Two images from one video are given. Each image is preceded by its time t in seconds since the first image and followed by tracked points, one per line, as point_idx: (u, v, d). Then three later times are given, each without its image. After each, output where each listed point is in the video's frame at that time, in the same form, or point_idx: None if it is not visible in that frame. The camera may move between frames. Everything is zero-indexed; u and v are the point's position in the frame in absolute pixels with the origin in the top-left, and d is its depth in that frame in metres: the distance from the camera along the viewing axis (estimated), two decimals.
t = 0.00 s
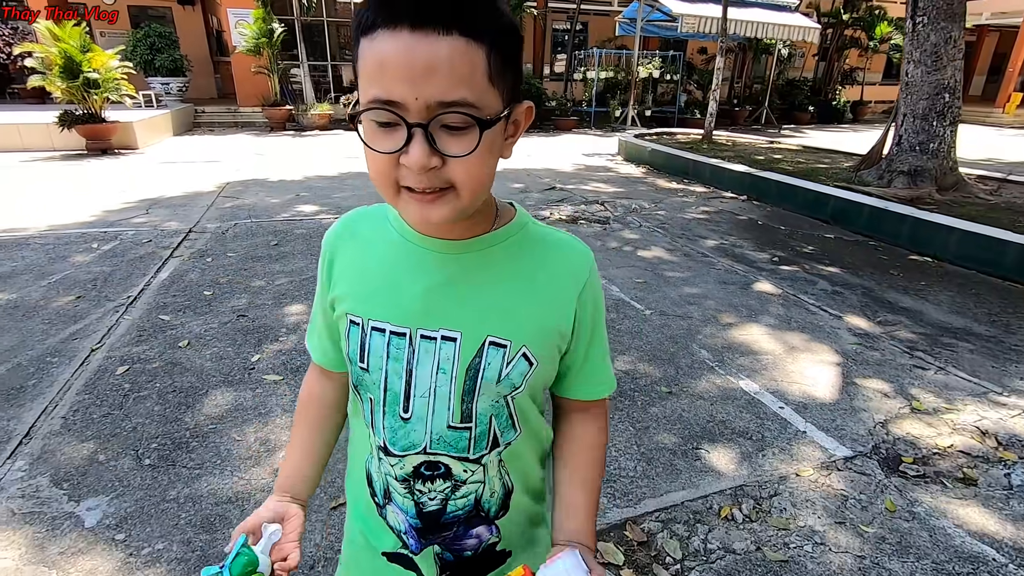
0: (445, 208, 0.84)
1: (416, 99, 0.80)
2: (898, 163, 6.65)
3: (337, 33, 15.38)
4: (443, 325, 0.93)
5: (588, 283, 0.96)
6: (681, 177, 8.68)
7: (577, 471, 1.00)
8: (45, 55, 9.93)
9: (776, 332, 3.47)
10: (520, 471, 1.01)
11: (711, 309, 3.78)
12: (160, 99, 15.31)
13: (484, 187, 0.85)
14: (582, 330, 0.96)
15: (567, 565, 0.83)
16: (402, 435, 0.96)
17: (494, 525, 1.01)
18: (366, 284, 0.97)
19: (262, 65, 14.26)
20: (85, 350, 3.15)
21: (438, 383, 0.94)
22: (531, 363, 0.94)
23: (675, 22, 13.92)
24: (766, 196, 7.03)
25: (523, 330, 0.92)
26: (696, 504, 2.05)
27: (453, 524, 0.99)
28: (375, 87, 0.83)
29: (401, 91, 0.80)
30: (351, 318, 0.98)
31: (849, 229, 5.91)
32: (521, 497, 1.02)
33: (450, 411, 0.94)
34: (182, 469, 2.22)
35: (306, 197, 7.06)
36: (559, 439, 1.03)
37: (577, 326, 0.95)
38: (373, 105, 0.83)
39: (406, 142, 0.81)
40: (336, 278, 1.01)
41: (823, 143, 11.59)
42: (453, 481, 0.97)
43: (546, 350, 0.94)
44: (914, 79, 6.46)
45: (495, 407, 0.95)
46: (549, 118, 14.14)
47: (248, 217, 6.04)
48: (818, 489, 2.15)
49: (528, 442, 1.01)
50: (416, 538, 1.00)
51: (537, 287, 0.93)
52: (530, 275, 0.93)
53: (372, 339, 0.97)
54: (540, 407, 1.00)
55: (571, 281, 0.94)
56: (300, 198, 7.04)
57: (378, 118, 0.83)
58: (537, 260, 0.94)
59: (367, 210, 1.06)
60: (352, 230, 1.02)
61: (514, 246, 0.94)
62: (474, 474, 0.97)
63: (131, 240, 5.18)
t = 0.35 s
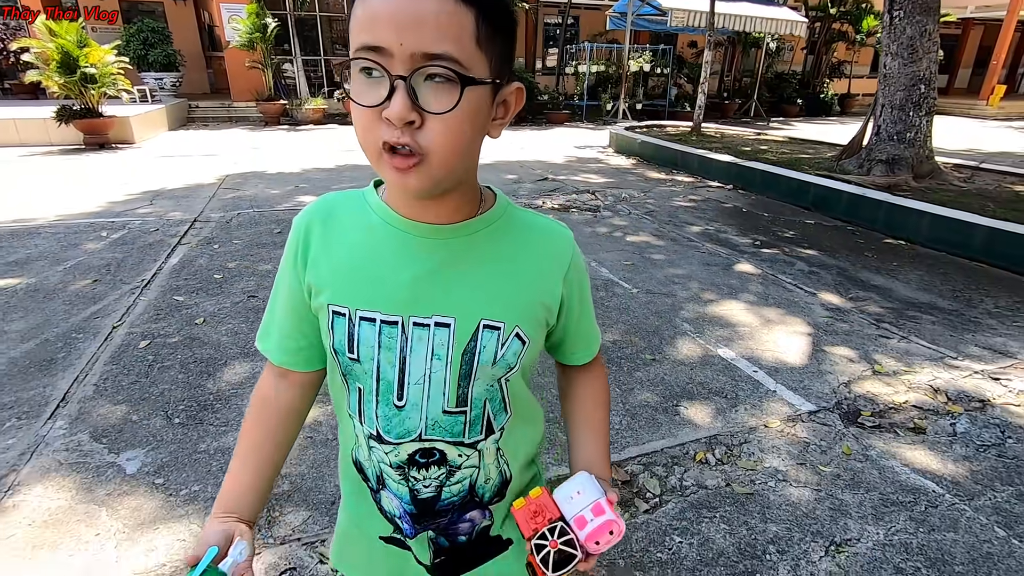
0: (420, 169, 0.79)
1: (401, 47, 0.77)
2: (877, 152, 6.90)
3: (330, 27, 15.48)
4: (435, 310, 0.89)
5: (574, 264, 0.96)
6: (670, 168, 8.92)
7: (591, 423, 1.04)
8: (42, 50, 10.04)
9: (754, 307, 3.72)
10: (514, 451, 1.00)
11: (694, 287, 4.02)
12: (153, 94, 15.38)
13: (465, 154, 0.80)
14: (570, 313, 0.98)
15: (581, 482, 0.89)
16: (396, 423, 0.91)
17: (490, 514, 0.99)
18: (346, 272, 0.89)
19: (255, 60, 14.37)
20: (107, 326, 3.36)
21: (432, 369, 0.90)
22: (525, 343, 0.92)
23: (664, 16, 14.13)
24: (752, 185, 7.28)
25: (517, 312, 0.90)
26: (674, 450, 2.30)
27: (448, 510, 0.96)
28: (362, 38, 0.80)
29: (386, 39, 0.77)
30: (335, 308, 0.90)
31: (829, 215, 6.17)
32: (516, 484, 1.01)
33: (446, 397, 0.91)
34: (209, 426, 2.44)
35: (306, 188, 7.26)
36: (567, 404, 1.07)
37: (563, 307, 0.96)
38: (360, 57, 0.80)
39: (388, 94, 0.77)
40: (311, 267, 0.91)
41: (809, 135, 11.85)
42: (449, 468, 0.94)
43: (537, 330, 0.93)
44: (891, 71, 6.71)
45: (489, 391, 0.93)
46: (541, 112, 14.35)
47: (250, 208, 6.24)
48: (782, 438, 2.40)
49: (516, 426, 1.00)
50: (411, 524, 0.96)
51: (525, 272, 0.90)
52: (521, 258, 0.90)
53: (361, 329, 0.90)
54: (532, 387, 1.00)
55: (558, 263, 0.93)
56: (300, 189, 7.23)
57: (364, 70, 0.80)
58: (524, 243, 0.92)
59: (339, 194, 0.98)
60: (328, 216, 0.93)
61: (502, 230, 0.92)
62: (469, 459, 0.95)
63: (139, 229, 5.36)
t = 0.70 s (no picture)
0: (497, 165, 0.86)
1: (477, 54, 0.84)
2: (860, 148, 7.17)
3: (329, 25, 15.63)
4: (518, 300, 0.93)
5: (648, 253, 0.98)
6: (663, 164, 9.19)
7: (666, 420, 1.01)
8: (49, 49, 10.27)
9: (735, 292, 3.99)
10: (584, 439, 1.03)
11: (680, 275, 4.29)
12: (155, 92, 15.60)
13: (538, 154, 0.87)
14: (645, 299, 0.98)
15: (664, 477, 0.84)
16: (479, 411, 0.95)
17: (565, 504, 1.02)
18: (431, 268, 0.95)
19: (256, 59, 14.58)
20: (133, 309, 3.62)
21: (515, 358, 0.94)
22: (603, 332, 0.95)
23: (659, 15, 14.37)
24: (741, 180, 7.55)
25: (595, 302, 0.93)
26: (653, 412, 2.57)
27: (527, 501, 0.98)
28: (443, 47, 0.87)
29: (464, 48, 0.85)
30: (422, 301, 0.95)
31: (813, 209, 6.44)
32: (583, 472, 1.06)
33: (528, 384, 0.94)
34: (235, 395, 2.71)
35: (309, 183, 7.51)
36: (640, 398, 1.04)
37: (637, 297, 0.97)
38: (441, 64, 0.88)
39: (467, 99, 0.85)
40: (398, 262, 0.97)
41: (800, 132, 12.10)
42: (529, 457, 0.97)
43: (615, 319, 0.96)
44: (873, 71, 6.98)
45: (567, 379, 0.96)
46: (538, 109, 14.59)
47: (257, 202, 6.48)
48: (752, 403, 2.66)
49: (586, 417, 1.02)
50: (491, 513, 0.98)
51: (598, 263, 0.94)
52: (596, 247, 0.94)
53: (446, 319, 0.95)
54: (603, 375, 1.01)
55: (632, 252, 0.96)
56: (304, 184, 7.48)
57: (445, 76, 0.87)
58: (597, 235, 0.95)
59: (419, 198, 1.02)
60: (411, 214, 0.99)
61: (575, 224, 0.95)
62: (549, 448, 0.97)
63: (152, 222, 5.61)
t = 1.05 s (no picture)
0: (504, 177, 0.90)
1: (482, 73, 0.88)
2: (841, 149, 7.47)
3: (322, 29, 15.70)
4: (516, 309, 0.94)
5: (646, 259, 0.97)
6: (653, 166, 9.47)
7: (679, 435, 0.96)
8: (49, 53, 10.43)
9: (720, 284, 4.24)
10: (588, 444, 1.03)
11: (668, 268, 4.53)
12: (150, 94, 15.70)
13: (543, 163, 0.91)
14: (647, 307, 0.96)
15: (654, 465, 0.80)
16: (481, 417, 0.97)
17: (570, 506, 1.01)
18: (441, 282, 0.99)
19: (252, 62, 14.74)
20: (151, 300, 3.83)
21: (514, 365, 0.95)
22: (601, 342, 0.94)
23: (649, 21, 14.68)
24: (728, 180, 7.83)
25: (591, 310, 0.93)
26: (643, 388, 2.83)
27: (532, 504, 0.99)
28: (446, 69, 0.92)
29: (468, 68, 0.89)
30: (428, 311, 1.00)
31: (796, 208, 6.72)
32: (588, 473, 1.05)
33: (527, 391, 0.95)
34: (256, 375, 2.92)
35: (309, 184, 7.71)
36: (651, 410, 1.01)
37: (638, 306, 0.96)
38: (445, 84, 0.92)
39: (474, 114, 0.89)
40: (409, 278, 1.03)
41: (786, 134, 12.44)
42: (531, 462, 0.97)
43: (616, 329, 0.95)
44: (852, 75, 7.31)
45: (568, 387, 0.96)
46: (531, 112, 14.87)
47: (260, 202, 6.67)
48: (733, 379, 2.89)
49: (591, 423, 1.02)
50: (497, 515, 0.99)
51: (597, 274, 0.94)
52: (596, 255, 0.95)
53: (450, 328, 0.98)
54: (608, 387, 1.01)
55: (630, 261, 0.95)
56: (304, 185, 7.67)
57: (450, 95, 0.92)
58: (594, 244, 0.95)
59: (431, 217, 1.07)
60: (422, 233, 1.04)
61: (573, 233, 0.96)
62: (550, 454, 0.97)
63: (160, 220, 5.79)
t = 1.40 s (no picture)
0: (490, 148, 0.94)
1: (464, 50, 0.93)
2: (818, 148, 7.83)
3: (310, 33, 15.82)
4: (484, 286, 0.99)
5: (608, 237, 1.03)
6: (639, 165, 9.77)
7: (644, 405, 1.05)
8: (42, 57, 10.54)
9: (703, 273, 4.52)
10: (560, 421, 1.06)
11: (655, 260, 4.79)
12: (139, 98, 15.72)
13: (519, 137, 0.97)
14: (609, 285, 1.03)
15: (643, 441, 0.92)
16: (453, 389, 1.02)
17: (540, 483, 1.05)
18: (413, 264, 1.02)
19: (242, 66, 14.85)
20: (166, 294, 4.02)
21: (482, 339, 0.99)
22: (564, 312, 0.99)
23: (633, 25, 15.03)
24: (711, 178, 8.15)
25: (555, 283, 0.98)
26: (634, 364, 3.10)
27: (502, 479, 1.03)
28: (421, 51, 0.96)
29: (449, 46, 0.94)
30: (400, 290, 1.03)
31: (776, 203, 7.05)
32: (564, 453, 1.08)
33: (495, 363, 1.00)
34: (275, 358, 3.14)
35: (306, 185, 7.89)
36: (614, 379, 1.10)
37: (601, 280, 1.02)
38: (424, 64, 0.95)
39: (459, 88, 0.93)
40: (381, 262, 1.06)
41: (767, 135, 12.85)
42: (500, 437, 1.02)
43: (577, 301, 1.00)
44: (828, 78, 7.67)
45: (536, 361, 1.00)
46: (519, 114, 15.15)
47: (259, 202, 6.85)
48: (715, 355, 3.16)
49: (562, 401, 1.06)
50: (469, 488, 1.04)
51: (562, 250, 0.98)
52: (562, 231, 0.99)
53: (421, 306, 1.02)
54: (578, 364, 1.07)
55: (591, 238, 1.00)
56: (301, 186, 7.86)
57: (430, 73, 0.95)
58: (558, 221, 1.00)
59: (399, 204, 1.09)
60: (390, 220, 1.06)
61: (538, 209, 1.00)
62: (519, 427, 1.01)
63: (163, 220, 5.96)
